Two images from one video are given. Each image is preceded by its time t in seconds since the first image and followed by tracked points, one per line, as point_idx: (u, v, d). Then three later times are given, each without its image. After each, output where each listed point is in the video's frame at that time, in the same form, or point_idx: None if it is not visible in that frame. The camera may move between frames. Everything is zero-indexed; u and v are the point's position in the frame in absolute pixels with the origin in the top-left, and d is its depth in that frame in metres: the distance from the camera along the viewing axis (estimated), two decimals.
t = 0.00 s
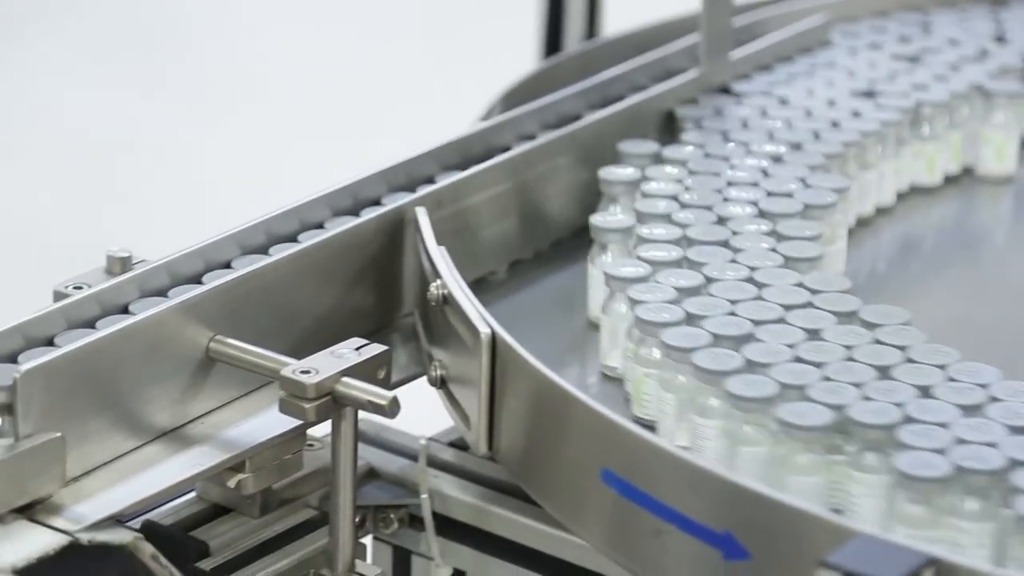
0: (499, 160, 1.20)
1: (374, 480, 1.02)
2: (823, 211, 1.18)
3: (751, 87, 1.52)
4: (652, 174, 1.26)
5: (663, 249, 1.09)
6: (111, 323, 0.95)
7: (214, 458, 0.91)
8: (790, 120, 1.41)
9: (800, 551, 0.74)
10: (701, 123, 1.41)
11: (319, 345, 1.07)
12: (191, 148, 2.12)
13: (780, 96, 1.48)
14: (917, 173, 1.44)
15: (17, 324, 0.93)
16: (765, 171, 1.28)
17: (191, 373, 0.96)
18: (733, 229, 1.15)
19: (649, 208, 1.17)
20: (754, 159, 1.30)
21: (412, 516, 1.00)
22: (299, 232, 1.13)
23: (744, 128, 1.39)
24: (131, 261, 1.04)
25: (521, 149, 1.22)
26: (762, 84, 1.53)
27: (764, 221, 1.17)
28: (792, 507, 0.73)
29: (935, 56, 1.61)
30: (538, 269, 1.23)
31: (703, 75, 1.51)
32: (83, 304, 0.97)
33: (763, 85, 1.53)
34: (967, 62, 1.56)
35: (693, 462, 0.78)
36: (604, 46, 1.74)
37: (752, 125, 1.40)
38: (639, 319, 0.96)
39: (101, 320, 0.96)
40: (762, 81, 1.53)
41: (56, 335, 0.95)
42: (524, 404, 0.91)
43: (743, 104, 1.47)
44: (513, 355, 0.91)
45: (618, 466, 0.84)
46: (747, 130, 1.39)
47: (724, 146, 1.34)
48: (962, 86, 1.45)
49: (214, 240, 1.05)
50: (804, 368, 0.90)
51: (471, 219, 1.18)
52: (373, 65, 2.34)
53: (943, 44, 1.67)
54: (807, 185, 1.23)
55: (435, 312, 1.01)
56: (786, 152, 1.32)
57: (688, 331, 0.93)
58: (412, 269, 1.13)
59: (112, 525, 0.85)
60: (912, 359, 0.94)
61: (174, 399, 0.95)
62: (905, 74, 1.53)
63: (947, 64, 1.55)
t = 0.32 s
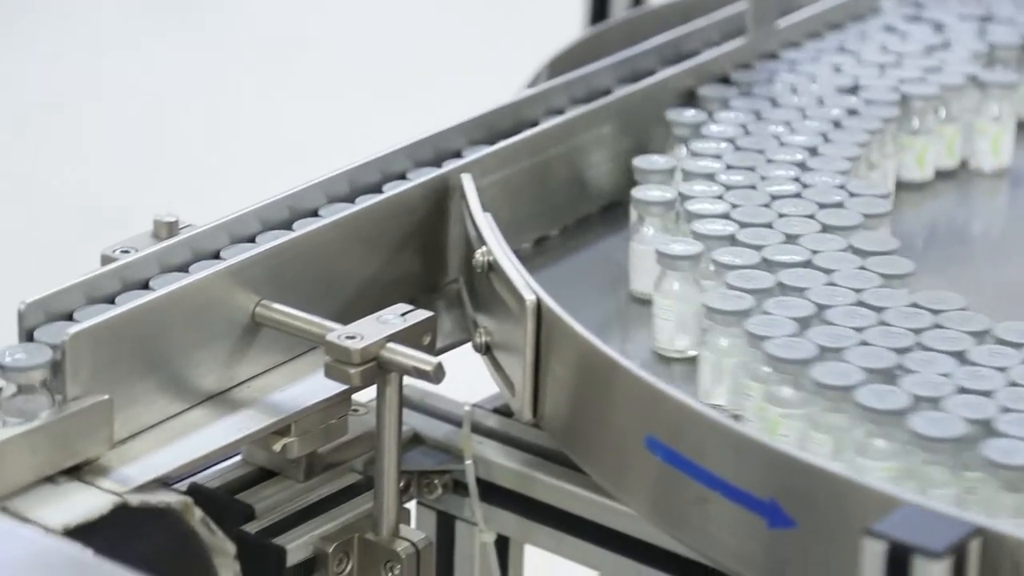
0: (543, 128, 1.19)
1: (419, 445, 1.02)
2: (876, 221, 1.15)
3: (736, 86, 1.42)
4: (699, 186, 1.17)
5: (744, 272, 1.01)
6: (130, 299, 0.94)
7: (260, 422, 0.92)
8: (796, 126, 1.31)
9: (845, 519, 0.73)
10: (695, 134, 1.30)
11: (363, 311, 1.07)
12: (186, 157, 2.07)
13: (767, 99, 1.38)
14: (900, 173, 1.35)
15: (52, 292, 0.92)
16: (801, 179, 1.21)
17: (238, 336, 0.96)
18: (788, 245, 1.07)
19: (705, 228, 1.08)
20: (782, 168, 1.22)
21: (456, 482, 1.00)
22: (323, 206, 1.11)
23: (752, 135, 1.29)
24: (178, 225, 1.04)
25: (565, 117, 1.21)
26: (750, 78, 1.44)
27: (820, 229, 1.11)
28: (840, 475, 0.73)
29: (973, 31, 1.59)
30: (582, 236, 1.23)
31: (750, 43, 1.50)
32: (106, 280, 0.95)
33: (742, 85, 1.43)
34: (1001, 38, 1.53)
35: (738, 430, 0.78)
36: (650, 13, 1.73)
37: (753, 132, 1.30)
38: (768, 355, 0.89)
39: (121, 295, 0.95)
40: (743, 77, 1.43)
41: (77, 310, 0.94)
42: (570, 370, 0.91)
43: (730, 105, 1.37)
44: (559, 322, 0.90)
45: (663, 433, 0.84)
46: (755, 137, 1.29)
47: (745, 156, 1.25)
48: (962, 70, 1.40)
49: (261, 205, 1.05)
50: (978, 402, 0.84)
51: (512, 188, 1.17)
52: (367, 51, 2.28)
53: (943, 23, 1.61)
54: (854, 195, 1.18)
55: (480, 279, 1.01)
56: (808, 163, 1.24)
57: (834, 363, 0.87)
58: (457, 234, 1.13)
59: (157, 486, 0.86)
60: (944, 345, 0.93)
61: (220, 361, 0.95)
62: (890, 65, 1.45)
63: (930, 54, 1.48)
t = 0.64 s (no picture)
0: (598, 86, 1.19)
1: (473, 403, 1.02)
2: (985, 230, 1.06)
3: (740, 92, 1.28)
4: (778, 181, 1.08)
5: (863, 277, 0.93)
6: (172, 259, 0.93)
7: (315, 377, 0.92)
8: (836, 128, 1.21)
9: (902, 480, 0.73)
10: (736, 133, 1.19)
11: (417, 267, 1.07)
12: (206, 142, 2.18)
13: (780, 100, 1.26)
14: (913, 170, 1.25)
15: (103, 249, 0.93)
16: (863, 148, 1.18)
17: (294, 291, 0.96)
18: (886, 248, 0.99)
19: (796, 230, 0.99)
20: (846, 164, 1.14)
21: (510, 440, 1.00)
22: (368, 167, 1.10)
23: (796, 134, 1.19)
24: (234, 180, 1.05)
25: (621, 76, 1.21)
26: (748, 77, 1.30)
27: (914, 225, 1.04)
28: (898, 436, 0.73)
29: None
30: (637, 196, 1.22)
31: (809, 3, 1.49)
32: (148, 240, 0.95)
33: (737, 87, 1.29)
34: (1011, 15, 1.47)
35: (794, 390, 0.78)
36: None
37: (811, 90, 1.29)
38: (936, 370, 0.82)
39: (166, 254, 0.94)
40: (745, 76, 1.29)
41: (119, 270, 0.93)
42: (625, 327, 0.90)
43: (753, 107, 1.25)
44: (614, 279, 0.90)
45: (718, 392, 0.83)
46: (802, 135, 1.19)
47: (806, 151, 1.16)
48: (962, 58, 1.33)
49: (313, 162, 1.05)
50: None
51: (565, 147, 1.17)
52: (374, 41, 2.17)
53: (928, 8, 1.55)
54: (930, 198, 1.10)
55: (535, 236, 1.01)
56: (870, 164, 1.15)
57: (995, 376, 0.80)
58: (513, 190, 1.12)
59: (213, 441, 0.86)
60: (993, 308, 0.91)
61: (277, 316, 0.96)
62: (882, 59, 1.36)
63: (916, 43, 1.40)
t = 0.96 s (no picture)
0: (643, 59, 1.18)
1: (516, 375, 1.02)
2: None
3: (766, 115, 1.17)
4: (866, 213, 0.99)
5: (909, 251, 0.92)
6: (212, 230, 0.93)
7: (358, 348, 0.92)
8: (890, 150, 1.12)
9: (947, 458, 0.73)
10: (791, 163, 1.08)
11: (459, 239, 1.07)
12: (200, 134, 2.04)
13: (815, 121, 1.16)
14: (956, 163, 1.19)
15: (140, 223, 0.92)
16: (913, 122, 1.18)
17: (338, 262, 0.97)
18: None
19: (896, 251, 0.93)
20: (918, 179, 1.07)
21: (552, 413, 1.00)
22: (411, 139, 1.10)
23: (856, 159, 1.09)
24: (279, 150, 1.05)
25: (665, 48, 1.20)
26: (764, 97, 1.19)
27: None
28: (944, 411, 0.73)
29: None
30: (680, 170, 1.22)
31: None
32: (188, 210, 0.95)
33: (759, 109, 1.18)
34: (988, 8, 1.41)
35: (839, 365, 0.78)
36: None
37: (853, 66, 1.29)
38: None
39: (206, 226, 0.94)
40: (763, 95, 1.18)
41: (158, 242, 0.94)
42: (668, 300, 0.90)
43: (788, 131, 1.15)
44: (658, 252, 0.90)
45: (762, 366, 0.83)
46: (866, 160, 1.09)
47: (880, 177, 1.06)
48: (968, 62, 1.28)
49: (354, 134, 1.05)
50: None
51: (609, 120, 1.17)
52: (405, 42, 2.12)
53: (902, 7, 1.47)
54: None
55: (579, 208, 1.00)
56: (950, 187, 1.06)
57: None
58: (556, 162, 1.12)
59: (257, 411, 0.87)
60: None
61: (320, 287, 0.96)
62: (887, 70, 1.28)
63: (906, 50, 1.32)
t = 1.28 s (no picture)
0: (692, 35, 1.17)
1: (560, 352, 1.02)
2: None
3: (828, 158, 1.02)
4: (1018, 263, 0.88)
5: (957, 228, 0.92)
6: (234, 215, 0.93)
7: (403, 325, 0.92)
8: (990, 187, 0.99)
9: (997, 439, 0.73)
10: (897, 211, 0.95)
11: (505, 216, 1.07)
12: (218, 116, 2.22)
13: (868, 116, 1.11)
14: None
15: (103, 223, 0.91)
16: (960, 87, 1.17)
17: (384, 237, 0.97)
18: None
19: (942, 227, 0.92)
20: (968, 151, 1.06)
21: (596, 390, 1.00)
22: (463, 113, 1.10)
23: (947, 187, 0.99)
24: (326, 125, 1.05)
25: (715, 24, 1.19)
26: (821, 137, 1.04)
27: None
28: (994, 393, 0.72)
29: None
30: (727, 147, 1.21)
31: None
32: (214, 195, 0.94)
33: (821, 152, 1.03)
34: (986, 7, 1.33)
35: (885, 345, 0.77)
36: None
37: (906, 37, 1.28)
38: None
39: (226, 211, 0.93)
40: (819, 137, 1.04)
41: (188, 226, 0.93)
42: (714, 277, 0.90)
43: (870, 173, 1.01)
44: (704, 230, 0.89)
45: (808, 345, 0.83)
46: (975, 203, 0.96)
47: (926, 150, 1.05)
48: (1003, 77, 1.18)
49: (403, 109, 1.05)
50: None
51: (656, 96, 1.16)
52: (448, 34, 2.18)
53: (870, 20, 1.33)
54: None
55: (625, 185, 1.00)
56: None
57: None
58: (603, 139, 1.12)
59: (303, 385, 0.87)
60: None
61: (366, 263, 0.96)
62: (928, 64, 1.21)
63: (926, 69, 1.21)
